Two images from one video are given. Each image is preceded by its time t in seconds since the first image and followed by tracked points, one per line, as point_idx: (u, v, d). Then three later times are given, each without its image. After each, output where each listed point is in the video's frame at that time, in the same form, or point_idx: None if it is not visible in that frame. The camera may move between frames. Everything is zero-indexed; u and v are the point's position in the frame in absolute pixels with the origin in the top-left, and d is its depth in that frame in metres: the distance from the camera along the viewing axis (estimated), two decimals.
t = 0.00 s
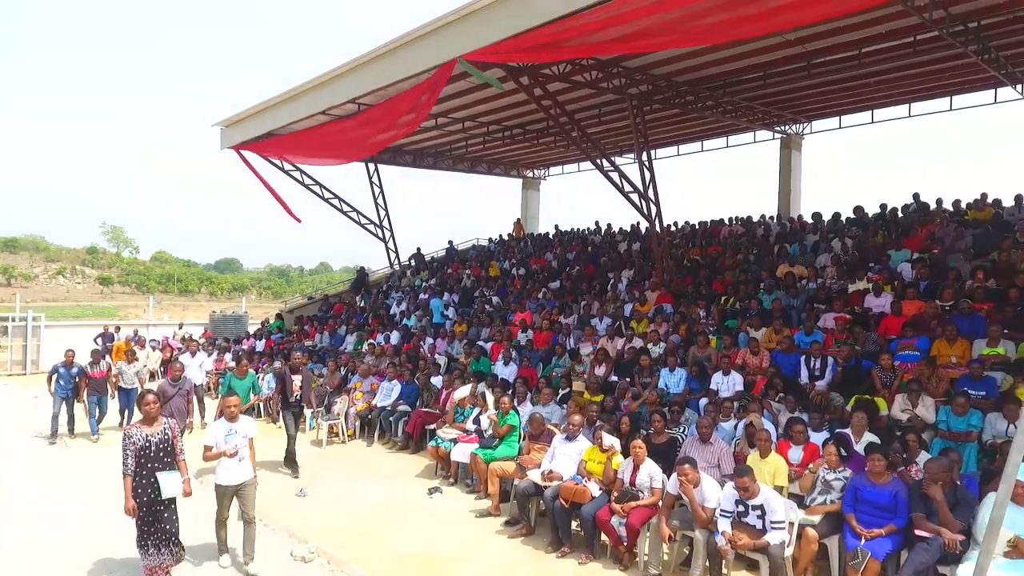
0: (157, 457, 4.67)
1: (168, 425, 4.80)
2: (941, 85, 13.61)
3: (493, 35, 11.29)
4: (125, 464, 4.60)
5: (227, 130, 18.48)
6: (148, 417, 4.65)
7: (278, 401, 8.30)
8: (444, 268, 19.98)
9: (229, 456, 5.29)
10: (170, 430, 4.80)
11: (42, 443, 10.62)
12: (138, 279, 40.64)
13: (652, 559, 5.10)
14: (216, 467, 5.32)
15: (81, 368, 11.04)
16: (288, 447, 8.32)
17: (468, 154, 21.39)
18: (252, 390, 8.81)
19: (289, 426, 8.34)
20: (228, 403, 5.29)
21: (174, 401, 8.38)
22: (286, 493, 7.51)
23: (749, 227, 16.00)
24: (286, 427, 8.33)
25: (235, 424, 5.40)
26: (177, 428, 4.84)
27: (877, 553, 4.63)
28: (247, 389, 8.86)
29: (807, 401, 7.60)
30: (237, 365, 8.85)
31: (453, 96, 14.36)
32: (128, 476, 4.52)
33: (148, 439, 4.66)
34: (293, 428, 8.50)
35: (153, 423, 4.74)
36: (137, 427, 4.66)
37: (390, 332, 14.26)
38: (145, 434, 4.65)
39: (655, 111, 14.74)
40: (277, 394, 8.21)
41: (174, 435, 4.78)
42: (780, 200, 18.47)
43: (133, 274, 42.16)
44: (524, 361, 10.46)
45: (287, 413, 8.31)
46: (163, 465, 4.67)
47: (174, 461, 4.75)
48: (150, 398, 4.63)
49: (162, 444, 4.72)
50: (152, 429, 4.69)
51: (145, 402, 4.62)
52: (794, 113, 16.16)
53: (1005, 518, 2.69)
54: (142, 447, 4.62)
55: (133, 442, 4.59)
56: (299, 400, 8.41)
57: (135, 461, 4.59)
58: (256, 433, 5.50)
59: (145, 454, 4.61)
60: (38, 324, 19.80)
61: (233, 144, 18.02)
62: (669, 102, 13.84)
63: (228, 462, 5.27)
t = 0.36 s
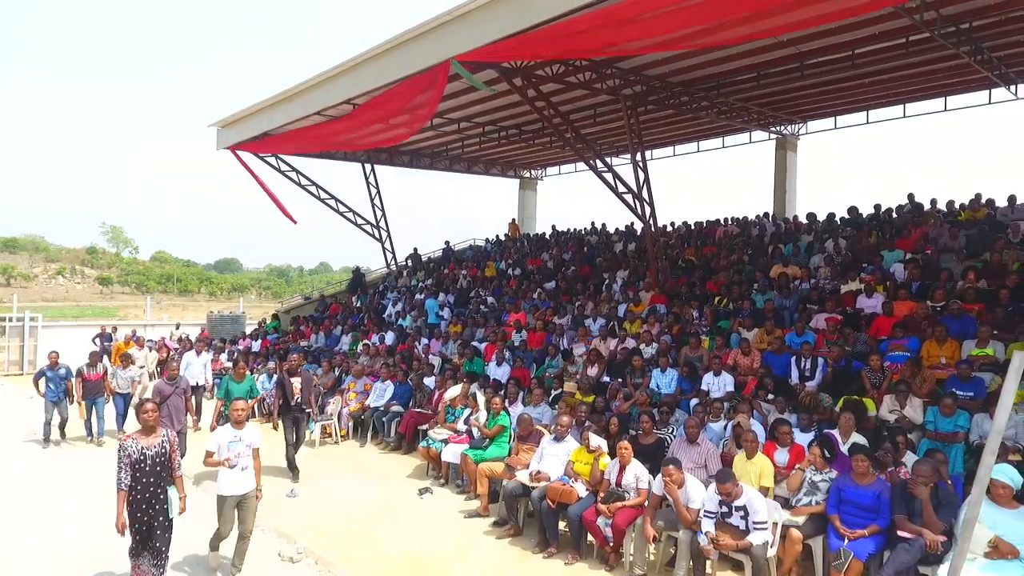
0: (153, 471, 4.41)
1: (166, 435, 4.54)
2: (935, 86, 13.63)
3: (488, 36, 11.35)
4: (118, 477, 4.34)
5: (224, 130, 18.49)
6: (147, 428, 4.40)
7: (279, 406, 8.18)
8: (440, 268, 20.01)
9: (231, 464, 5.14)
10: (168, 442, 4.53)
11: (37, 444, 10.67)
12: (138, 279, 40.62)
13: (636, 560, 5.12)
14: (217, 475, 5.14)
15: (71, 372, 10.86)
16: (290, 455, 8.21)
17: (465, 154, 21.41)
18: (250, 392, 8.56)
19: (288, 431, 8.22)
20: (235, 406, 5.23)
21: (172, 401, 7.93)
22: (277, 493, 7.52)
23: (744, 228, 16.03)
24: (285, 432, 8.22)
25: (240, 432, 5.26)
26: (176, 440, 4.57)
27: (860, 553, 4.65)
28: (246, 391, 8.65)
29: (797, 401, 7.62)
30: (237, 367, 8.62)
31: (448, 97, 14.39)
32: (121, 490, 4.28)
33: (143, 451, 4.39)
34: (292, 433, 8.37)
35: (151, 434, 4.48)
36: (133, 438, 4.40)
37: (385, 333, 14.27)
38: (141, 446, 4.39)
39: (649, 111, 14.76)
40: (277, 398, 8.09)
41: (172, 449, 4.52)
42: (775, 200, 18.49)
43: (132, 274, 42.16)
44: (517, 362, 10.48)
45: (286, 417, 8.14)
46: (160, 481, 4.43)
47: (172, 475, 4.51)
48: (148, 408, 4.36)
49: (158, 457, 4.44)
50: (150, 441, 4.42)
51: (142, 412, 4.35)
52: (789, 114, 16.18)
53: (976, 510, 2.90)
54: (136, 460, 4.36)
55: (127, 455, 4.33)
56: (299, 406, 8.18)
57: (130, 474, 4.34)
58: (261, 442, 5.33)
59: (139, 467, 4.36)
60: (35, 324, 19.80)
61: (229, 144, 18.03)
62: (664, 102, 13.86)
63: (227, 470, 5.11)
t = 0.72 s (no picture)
0: (145, 481, 4.28)
1: (161, 442, 4.40)
2: (930, 87, 13.63)
3: (483, 36, 11.39)
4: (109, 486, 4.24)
5: (219, 130, 18.51)
6: (139, 435, 4.27)
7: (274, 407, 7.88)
8: (437, 268, 20.04)
9: (231, 473, 4.83)
10: (163, 449, 4.39)
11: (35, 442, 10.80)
12: (138, 279, 40.65)
13: (621, 561, 5.13)
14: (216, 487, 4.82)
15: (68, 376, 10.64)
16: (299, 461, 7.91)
17: (461, 155, 21.44)
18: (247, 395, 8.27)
19: (285, 436, 8.04)
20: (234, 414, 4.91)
21: (171, 408, 7.28)
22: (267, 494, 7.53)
23: (739, 228, 16.04)
24: (282, 438, 8.05)
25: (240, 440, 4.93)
26: (171, 447, 4.43)
27: (842, 554, 4.66)
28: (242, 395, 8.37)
29: (786, 402, 7.63)
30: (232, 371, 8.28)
31: (443, 98, 14.43)
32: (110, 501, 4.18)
33: (136, 460, 4.27)
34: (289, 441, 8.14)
35: (144, 442, 4.34)
36: (126, 446, 4.29)
37: (379, 333, 14.29)
38: (133, 455, 4.26)
39: (644, 112, 14.78)
40: (273, 401, 7.87)
41: (167, 456, 4.37)
42: (771, 202, 18.51)
43: (132, 274, 42.19)
44: (509, 363, 10.50)
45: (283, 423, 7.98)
46: (151, 490, 4.29)
47: (166, 484, 4.36)
48: (140, 414, 4.23)
49: (151, 466, 4.30)
50: (141, 449, 4.29)
51: (134, 419, 4.22)
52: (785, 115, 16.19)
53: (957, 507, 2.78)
54: (128, 469, 4.24)
55: (118, 464, 4.21)
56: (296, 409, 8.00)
57: (121, 483, 4.23)
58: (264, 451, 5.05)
59: (130, 478, 4.23)
60: (32, 325, 19.83)
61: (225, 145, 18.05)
62: (658, 103, 13.87)
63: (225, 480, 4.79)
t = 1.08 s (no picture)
0: (132, 495, 4.06)
1: (149, 451, 4.17)
2: (925, 87, 13.63)
3: (476, 37, 11.41)
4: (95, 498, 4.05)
5: (216, 131, 18.53)
6: (125, 447, 4.04)
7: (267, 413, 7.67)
8: (433, 269, 20.06)
9: (232, 479, 4.69)
10: (151, 460, 4.14)
11: (31, 442, 10.83)
12: (138, 279, 40.64)
13: (605, 561, 5.15)
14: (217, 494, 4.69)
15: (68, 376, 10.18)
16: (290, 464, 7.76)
17: (458, 155, 21.45)
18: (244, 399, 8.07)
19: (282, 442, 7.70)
20: (230, 420, 4.66)
21: (173, 409, 7.15)
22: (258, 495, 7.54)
23: (734, 228, 16.05)
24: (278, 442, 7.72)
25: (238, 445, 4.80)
26: (161, 458, 4.19)
27: (824, 554, 4.67)
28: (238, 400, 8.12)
29: (776, 402, 7.65)
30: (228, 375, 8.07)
31: (438, 98, 14.45)
32: (95, 518, 3.94)
33: (123, 472, 4.04)
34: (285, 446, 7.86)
35: (132, 453, 4.11)
36: (112, 456, 4.05)
37: (374, 334, 14.30)
38: (120, 467, 4.02)
39: (639, 113, 14.78)
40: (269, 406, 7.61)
41: (155, 469, 4.13)
42: (767, 202, 18.53)
43: (132, 274, 42.19)
44: (502, 363, 10.51)
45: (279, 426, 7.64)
46: (138, 504, 4.09)
47: (153, 498, 4.14)
48: (125, 423, 4.01)
49: (140, 478, 4.09)
50: (129, 461, 4.06)
51: (120, 429, 3.99)
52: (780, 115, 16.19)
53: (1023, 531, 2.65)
54: (115, 482, 4.01)
55: (104, 476, 3.98)
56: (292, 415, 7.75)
57: (107, 497, 4.00)
58: (263, 455, 4.90)
59: (116, 491, 4.01)
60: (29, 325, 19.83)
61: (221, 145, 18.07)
62: (653, 104, 13.89)
63: (226, 486, 4.66)
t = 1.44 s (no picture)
0: (119, 507, 3.74)
1: (135, 460, 3.89)
2: (919, 88, 13.64)
3: (469, 38, 11.44)
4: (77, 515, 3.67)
5: (212, 131, 18.54)
6: (112, 456, 3.73)
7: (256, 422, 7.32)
8: (430, 269, 20.09)
9: (231, 495, 4.40)
10: (138, 468, 3.88)
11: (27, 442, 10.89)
12: (138, 279, 40.66)
13: (589, 561, 5.16)
14: (215, 508, 4.42)
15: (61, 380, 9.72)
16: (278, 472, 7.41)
17: (454, 156, 21.47)
18: (245, 404, 7.54)
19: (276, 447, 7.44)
20: (234, 431, 4.37)
21: (169, 417, 6.86)
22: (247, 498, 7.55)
23: (729, 229, 16.06)
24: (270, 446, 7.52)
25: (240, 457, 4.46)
26: (146, 466, 3.93)
27: (806, 554, 4.69)
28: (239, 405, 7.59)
29: (765, 402, 7.67)
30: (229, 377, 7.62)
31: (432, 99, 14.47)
32: (82, 532, 3.59)
33: (109, 483, 3.72)
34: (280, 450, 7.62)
35: (116, 464, 3.80)
36: (96, 467, 3.73)
37: (369, 334, 14.32)
38: (106, 478, 3.71)
39: (633, 113, 14.80)
40: (261, 414, 7.21)
41: (144, 477, 3.88)
42: (762, 202, 18.55)
43: (132, 274, 42.19)
44: (494, 363, 10.53)
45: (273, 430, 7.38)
46: (129, 517, 3.78)
47: (143, 509, 3.86)
48: (114, 432, 3.70)
49: (127, 489, 3.79)
50: (116, 472, 3.76)
51: (108, 437, 3.68)
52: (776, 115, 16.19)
53: (1002, 526, 2.77)
54: (101, 494, 3.69)
55: (89, 488, 3.65)
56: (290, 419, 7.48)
57: (93, 511, 3.65)
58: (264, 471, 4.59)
59: (103, 504, 3.68)
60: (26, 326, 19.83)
61: (217, 146, 18.08)
62: (647, 105, 13.90)
63: (226, 503, 4.39)
